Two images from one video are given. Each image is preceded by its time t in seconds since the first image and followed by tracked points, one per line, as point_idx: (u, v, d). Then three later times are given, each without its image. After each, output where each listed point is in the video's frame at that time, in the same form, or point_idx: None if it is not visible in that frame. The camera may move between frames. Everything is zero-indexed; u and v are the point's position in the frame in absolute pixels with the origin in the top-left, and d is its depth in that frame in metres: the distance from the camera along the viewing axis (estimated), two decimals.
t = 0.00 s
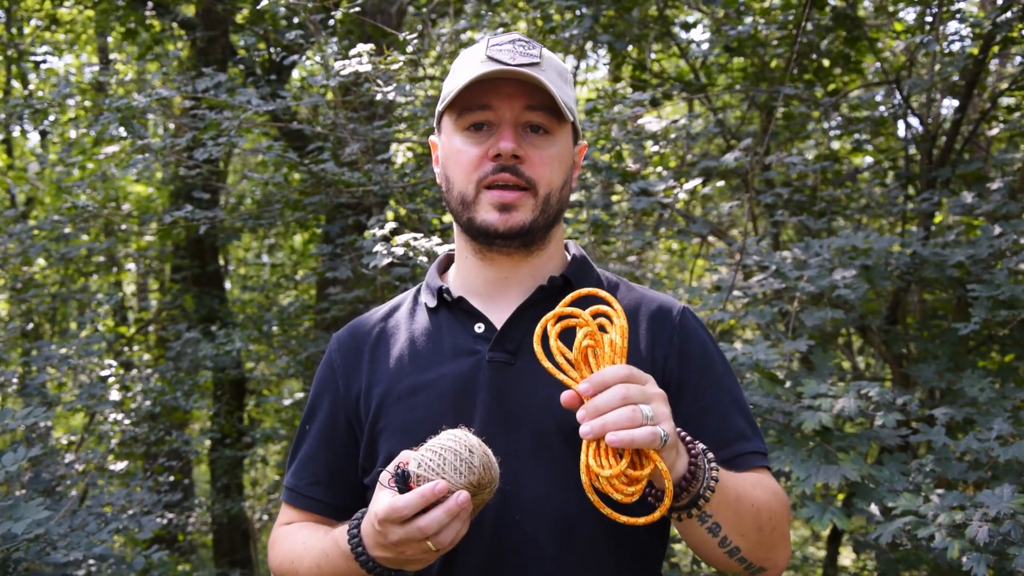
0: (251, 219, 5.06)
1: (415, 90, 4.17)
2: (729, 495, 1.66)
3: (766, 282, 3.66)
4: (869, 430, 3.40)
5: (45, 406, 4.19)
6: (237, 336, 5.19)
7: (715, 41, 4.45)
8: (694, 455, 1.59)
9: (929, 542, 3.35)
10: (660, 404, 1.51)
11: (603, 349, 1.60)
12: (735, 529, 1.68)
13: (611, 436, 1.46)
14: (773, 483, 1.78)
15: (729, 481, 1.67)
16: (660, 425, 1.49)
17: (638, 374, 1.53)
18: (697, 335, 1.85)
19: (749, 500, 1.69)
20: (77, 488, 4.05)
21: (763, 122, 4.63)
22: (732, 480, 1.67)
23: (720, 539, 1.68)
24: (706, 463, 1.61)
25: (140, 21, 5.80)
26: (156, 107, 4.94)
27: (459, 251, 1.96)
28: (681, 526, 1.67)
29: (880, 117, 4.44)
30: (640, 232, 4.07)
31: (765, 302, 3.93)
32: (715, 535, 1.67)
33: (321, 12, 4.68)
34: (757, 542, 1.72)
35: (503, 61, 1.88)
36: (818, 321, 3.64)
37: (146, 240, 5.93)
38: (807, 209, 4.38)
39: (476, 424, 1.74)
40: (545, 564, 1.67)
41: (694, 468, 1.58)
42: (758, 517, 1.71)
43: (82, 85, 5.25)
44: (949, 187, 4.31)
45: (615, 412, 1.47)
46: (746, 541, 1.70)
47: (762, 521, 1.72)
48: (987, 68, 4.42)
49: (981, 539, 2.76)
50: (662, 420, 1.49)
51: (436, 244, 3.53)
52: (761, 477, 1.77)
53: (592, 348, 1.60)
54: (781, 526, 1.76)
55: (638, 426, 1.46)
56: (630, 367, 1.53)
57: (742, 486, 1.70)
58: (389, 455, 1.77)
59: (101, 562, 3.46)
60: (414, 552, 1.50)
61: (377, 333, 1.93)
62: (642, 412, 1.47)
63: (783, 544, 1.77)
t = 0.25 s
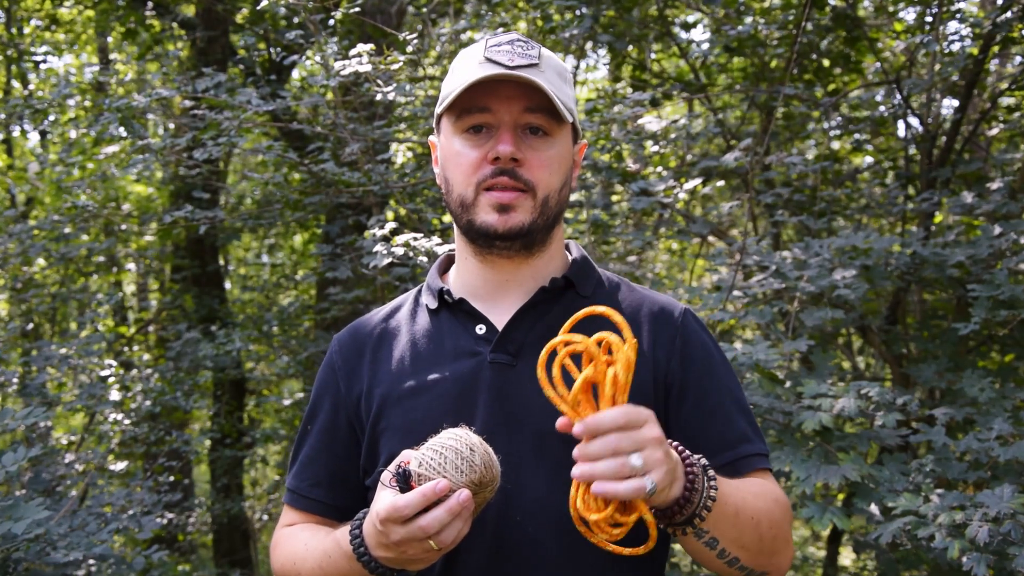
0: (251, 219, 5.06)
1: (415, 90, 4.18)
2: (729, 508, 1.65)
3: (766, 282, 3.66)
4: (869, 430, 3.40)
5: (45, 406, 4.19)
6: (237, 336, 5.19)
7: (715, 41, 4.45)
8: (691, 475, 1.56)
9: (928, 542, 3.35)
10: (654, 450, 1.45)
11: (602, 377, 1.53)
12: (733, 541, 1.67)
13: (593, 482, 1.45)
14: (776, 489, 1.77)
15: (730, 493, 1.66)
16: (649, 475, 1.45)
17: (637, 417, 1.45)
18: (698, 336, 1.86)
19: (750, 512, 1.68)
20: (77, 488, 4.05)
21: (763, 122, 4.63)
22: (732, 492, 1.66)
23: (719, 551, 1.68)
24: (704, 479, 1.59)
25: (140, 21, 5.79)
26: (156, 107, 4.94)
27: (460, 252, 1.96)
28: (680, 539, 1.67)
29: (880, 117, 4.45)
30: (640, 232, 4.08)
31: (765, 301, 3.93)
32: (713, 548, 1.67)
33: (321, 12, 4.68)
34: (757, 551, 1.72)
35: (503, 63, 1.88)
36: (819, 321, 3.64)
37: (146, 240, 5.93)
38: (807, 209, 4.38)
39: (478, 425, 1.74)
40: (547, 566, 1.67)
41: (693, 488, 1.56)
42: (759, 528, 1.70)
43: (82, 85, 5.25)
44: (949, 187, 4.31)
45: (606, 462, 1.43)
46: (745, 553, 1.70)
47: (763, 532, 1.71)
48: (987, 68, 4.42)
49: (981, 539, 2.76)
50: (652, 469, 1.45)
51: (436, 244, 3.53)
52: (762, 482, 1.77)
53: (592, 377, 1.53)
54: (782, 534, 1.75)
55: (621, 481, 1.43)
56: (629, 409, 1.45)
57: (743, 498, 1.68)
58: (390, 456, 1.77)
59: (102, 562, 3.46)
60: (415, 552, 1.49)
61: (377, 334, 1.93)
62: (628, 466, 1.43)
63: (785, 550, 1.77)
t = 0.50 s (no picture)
0: (251, 219, 5.06)
1: (415, 90, 4.18)
2: (734, 512, 1.65)
3: (766, 282, 3.66)
4: (869, 430, 3.40)
5: (45, 406, 4.19)
6: (237, 336, 5.19)
7: (715, 41, 4.45)
8: (700, 478, 1.56)
9: (928, 542, 3.35)
10: (651, 453, 1.46)
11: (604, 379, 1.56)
12: (738, 544, 1.68)
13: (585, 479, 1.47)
14: (781, 492, 1.77)
15: (736, 497, 1.66)
16: (642, 477, 1.46)
17: (633, 419, 1.46)
18: (700, 337, 1.86)
19: (755, 516, 1.69)
20: (77, 488, 4.05)
21: (763, 122, 4.63)
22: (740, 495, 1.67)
23: (723, 554, 1.69)
24: (713, 483, 1.59)
25: (140, 21, 5.79)
26: (156, 107, 4.94)
27: (462, 252, 1.96)
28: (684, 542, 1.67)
29: (880, 117, 4.45)
30: (640, 232, 4.08)
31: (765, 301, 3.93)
32: (718, 551, 1.68)
33: (321, 12, 4.68)
34: (761, 553, 1.72)
35: (503, 63, 1.88)
36: (818, 321, 3.64)
37: (146, 240, 5.93)
38: (807, 209, 4.38)
39: (480, 425, 1.74)
40: (550, 566, 1.68)
41: (701, 492, 1.56)
42: (764, 531, 1.70)
43: (82, 85, 5.25)
44: (949, 187, 4.31)
45: (598, 461, 1.46)
46: (749, 555, 1.71)
47: (766, 535, 1.71)
48: (987, 68, 4.42)
49: (981, 539, 2.76)
50: (646, 472, 1.46)
51: (436, 244, 3.53)
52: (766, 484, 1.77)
53: (594, 377, 1.56)
54: (786, 536, 1.76)
55: (612, 480, 1.46)
56: (626, 411, 1.47)
57: (749, 501, 1.69)
58: (392, 457, 1.77)
59: (101, 562, 3.46)
60: (419, 551, 1.49)
61: (379, 334, 1.93)
62: (620, 466, 1.45)
63: (787, 552, 1.78)
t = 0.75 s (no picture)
0: (251, 219, 5.07)
1: (415, 90, 4.18)
2: (739, 512, 1.65)
3: (766, 282, 3.66)
4: (869, 430, 3.40)
5: (45, 406, 4.19)
6: (237, 336, 5.19)
7: (715, 41, 4.44)
8: (708, 475, 1.56)
9: (928, 542, 3.35)
10: (649, 444, 1.45)
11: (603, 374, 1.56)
12: (743, 543, 1.68)
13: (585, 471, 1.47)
14: (782, 494, 1.78)
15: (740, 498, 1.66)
16: (641, 468, 1.45)
17: (630, 411, 1.46)
18: (702, 339, 1.86)
19: (759, 516, 1.69)
20: (77, 488, 4.05)
21: (763, 122, 4.63)
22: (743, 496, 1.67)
23: (728, 553, 1.68)
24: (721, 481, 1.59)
25: (140, 21, 5.79)
26: (156, 107, 4.94)
27: (463, 253, 1.96)
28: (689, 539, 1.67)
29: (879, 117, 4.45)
30: (640, 232, 4.08)
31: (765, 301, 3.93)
32: (723, 550, 1.68)
33: (321, 12, 4.68)
34: (764, 554, 1.72)
35: (506, 64, 1.88)
36: (819, 321, 3.64)
37: (146, 240, 5.93)
38: (807, 209, 4.38)
39: (482, 427, 1.74)
40: (552, 567, 1.68)
41: (709, 487, 1.56)
42: (767, 532, 1.71)
43: (82, 85, 5.25)
44: (949, 187, 4.31)
45: (596, 452, 1.45)
46: (753, 555, 1.70)
47: (770, 536, 1.72)
48: (987, 68, 4.42)
49: (981, 539, 2.76)
50: (644, 462, 1.45)
51: (436, 244, 3.53)
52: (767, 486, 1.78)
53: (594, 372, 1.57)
54: (787, 538, 1.76)
55: (611, 472, 1.45)
56: (623, 403, 1.46)
57: (753, 502, 1.69)
58: (394, 458, 1.77)
59: (101, 562, 3.46)
60: (422, 552, 1.49)
61: (380, 335, 1.93)
62: (617, 457, 1.44)
63: (787, 554, 1.78)
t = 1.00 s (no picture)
0: (251, 219, 5.07)
1: (415, 90, 4.18)
2: (737, 525, 1.65)
3: (766, 282, 3.66)
4: (869, 430, 3.40)
5: (45, 406, 4.18)
6: (237, 336, 5.19)
7: (715, 41, 4.44)
8: (711, 492, 1.55)
9: (928, 542, 3.35)
10: (660, 478, 1.43)
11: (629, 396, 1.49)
12: (741, 554, 1.68)
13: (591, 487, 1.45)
14: (782, 502, 1.77)
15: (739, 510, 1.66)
16: (647, 501, 1.43)
17: (648, 441, 1.42)
18: (702, 341, 1.87)
19: (758, 527, 1.69)
20: (77, 488, 4.05)
21: (763, 122, 4.63)
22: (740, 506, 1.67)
23: (727, 564, 1.68)
24: (723, 498, 1.58)
25: (140, 21, 5.80)
26: (156, 107, 4.94)
27: (463, 253, 1.96)
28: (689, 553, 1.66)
29: (879, 117, 4.45)
30: (640, 233, 4.08)
31: (765, 301, 3.93)
32: (721, 561, 1.67)
33: (321, 12, 4.68)
34: (761, 563, 1.72)
35: (507, 65, 1.88)
36: (819, 321, 3.64)
37: (146, 240, 5.93)
38: (807, 209, 4.38)
39: (482, 427, 1.74)
40: (551, 567, 1.68)
41: (711, 505, 1.55)
42: (765, 541, 1.70)
43: (82, 85, 5.25)
44: (949, 187, 4.31)
45: (607, 476, 1.43)
46: (751, 565, 1.70)
47: (768, 545, 1.71)
48: (987, 68, 4.41)
49: (981, 539, 2.76)
50: (651, 496, 1.43)
51: (436, 244, 3.53)
52: (767, 490, 1.78)
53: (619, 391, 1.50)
54: (787, 545, 1.76)
55: (616, 498, 1.43)
56: (646, 432, 1.42)
57: (753, 513, 1.69)
58: (393, 458, 1.77)
59: (101, 562, 3.47)
60: (424, 552, 1.49)
61: (380, 335, 1.94)
62: (626, 487, 1.42)
63: (783, 561, 1.78)
